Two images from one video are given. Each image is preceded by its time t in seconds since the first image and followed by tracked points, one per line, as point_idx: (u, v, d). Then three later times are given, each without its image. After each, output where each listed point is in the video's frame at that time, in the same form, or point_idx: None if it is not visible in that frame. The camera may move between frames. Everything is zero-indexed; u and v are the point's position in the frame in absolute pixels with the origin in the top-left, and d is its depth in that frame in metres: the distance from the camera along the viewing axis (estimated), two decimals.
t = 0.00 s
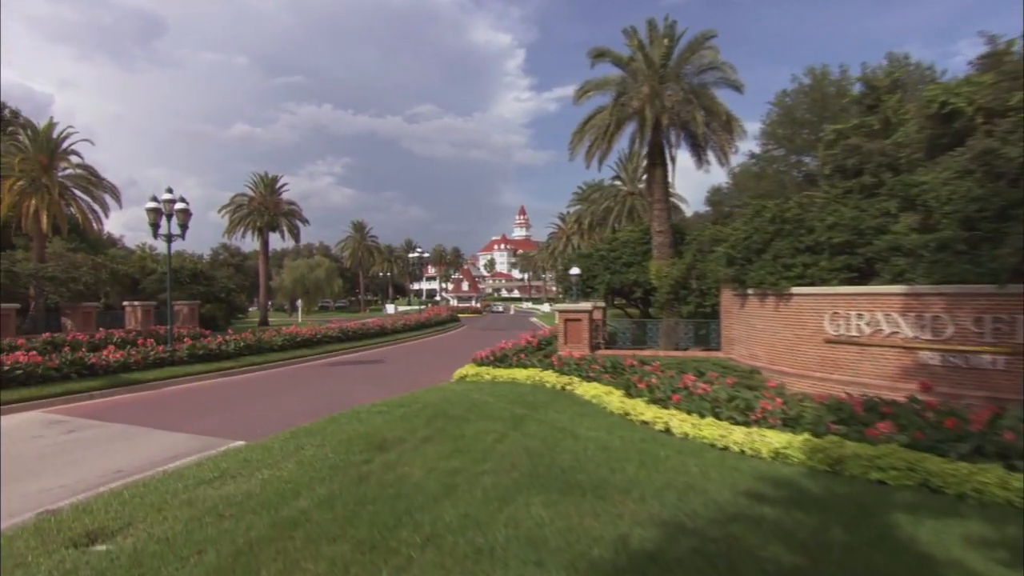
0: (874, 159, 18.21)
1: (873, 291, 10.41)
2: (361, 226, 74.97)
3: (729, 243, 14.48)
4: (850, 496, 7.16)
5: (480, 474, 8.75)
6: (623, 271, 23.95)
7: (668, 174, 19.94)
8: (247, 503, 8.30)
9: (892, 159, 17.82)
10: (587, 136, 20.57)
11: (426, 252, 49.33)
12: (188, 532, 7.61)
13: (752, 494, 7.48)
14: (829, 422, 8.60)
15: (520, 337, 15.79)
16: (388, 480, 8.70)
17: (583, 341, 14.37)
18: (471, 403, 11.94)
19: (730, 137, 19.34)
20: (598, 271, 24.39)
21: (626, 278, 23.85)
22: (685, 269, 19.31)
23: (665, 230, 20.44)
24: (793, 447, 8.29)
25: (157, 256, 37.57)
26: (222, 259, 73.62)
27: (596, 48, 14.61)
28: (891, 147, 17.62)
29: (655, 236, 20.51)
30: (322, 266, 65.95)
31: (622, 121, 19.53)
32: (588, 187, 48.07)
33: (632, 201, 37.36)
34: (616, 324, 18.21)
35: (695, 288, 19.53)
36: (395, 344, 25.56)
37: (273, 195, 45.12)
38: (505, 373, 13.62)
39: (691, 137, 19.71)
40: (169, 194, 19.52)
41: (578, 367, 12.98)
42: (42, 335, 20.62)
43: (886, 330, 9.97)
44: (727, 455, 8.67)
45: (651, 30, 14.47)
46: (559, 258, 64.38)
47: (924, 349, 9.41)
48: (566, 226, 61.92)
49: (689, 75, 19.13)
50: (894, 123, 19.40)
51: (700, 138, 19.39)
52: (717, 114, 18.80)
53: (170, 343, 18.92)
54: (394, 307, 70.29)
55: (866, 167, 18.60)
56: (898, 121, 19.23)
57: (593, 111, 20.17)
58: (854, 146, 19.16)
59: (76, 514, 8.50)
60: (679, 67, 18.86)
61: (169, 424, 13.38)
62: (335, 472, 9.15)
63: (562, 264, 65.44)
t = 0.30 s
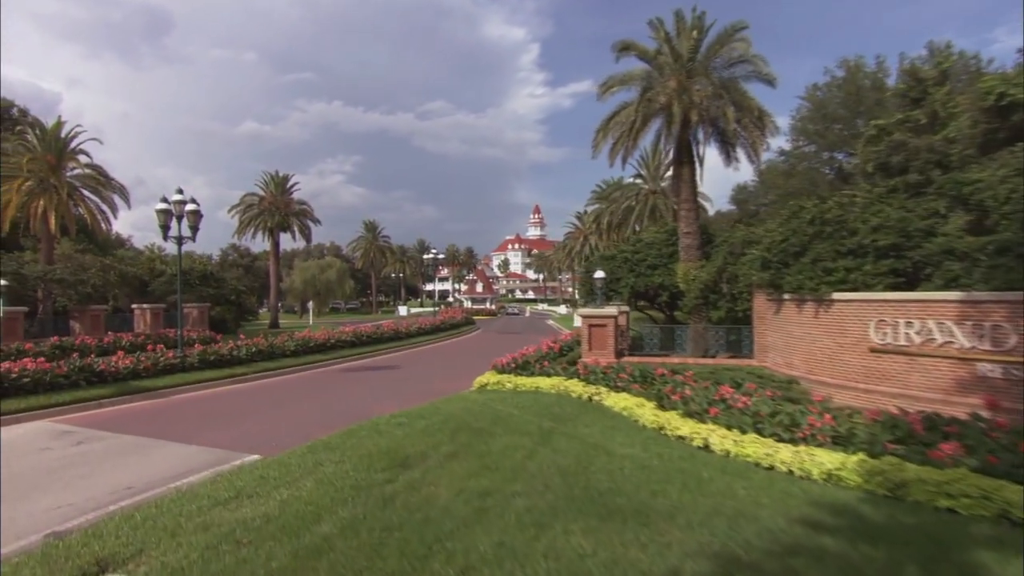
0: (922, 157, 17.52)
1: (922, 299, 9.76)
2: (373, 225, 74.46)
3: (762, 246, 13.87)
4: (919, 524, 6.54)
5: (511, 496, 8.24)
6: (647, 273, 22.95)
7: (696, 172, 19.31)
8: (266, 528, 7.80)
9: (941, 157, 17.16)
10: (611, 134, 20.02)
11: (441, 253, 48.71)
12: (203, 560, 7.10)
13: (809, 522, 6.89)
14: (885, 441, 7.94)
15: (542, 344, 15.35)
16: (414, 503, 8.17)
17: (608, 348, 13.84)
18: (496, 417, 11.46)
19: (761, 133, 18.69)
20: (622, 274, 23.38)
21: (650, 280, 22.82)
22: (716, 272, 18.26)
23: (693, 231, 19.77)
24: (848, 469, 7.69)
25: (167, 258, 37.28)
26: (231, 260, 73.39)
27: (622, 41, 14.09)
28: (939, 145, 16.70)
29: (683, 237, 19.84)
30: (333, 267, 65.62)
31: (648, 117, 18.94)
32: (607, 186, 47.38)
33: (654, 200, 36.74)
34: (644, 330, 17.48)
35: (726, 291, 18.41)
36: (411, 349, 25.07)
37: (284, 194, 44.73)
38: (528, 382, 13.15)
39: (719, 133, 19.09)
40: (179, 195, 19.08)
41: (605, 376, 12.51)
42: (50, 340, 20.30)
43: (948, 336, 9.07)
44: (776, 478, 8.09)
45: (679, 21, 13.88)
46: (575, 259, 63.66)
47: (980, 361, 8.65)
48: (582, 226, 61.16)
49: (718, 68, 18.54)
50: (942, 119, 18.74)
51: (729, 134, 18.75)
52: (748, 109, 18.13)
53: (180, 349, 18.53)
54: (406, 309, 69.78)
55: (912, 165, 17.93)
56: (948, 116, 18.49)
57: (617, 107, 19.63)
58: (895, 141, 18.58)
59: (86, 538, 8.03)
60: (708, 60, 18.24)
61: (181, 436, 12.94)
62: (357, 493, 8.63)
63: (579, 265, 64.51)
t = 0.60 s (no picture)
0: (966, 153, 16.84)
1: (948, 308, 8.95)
2: (380, 225, 73.80)
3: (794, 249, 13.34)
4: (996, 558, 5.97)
5: (542, 519, 7.72)
6: (668, 277, 21.99)
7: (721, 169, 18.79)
8: (281, 555, 7.25)
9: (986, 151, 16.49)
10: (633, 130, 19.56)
11: (451, 254, 48.08)
12: None
13: (870, 551, 6.35)
14: (943, 462, 7.07)
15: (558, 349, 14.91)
16: (437, 527, 7.64)
17: (629, 354, 13.39)
18: (518, 430, 10.97)
19: (790, 128, 18.10)
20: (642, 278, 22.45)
21: (672, 284, 21.87)
22: (743, 274, 17.42)
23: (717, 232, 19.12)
24: (904, 493, 7.12)
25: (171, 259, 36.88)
26: (235, 260, 72.98)
27: (642, 35, 13.60)
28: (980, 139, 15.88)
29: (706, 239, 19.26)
30: (340, 268, 65.20)
31: (671, 113, 18.41)
32: (623, 185, 46.72)
33: (672, 199, 36.11)
34: (670, 338, 16.67)
35: (753, 294, 17.50)
36: (422, 354, 24.57)
37: (290, 193, 44.23)
38: (548, 391, 12.70)
39: (745, 129, 18.54)
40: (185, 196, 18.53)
41: (630, 385, 12.04)
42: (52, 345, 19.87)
43: (987, 353, 6.68)
44: (825, 503, 7.54)
45: (703, 14, 13.37)
46: (587, 259, 62.93)
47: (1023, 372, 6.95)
48: (595, 225, 60.44)
49: (744, 62, 17.91)
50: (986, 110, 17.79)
51: (756, 130, 18.19)
52: (776, 103, 17.57)
53: (186, 355, 18.10)
54: (414, 310, 69.20)
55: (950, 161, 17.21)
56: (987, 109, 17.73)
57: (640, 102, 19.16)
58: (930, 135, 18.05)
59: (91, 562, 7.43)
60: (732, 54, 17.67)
61: (188, 448, 12.44)
62: (378, 516, 8.09)
63: (592, 265, 63.76)
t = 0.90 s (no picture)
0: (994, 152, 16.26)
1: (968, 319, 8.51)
2: (383, 222, 72.98)
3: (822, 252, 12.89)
4: None
5: (570, 543, 7.22)
6: (685, 279, 20.80)
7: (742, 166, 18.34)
8: None
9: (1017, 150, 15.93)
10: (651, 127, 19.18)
11: (456, 255, 47.47)
12: None
13: None
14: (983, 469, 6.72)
15: (571, 355, 14.48)
16: (459, 553, 7.10)
17: (647, 362, 12.94)
18: (537, 444, 10.52)
19: (814, 125, 17.56)
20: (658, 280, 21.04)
21: (689, 287, 20.64)
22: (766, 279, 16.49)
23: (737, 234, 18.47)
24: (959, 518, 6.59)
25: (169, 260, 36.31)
26: (234, 260, 72.27)
27: (660, 29, 13.17)
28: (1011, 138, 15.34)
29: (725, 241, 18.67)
30: (341, 268, 64.74)
31: (690, 109, 17.94)
32: (633, 184, 46.17)
33: (685, 199, 35.56)
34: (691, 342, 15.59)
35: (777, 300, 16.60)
36: (428, 359, 24.06)
37: (290, 192, 43.60)
38: (565, 401, 12.30)
39: (767, 127, 18.05)
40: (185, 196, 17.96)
41: (650, 396, 11.61)
42: (48, 350, 19.34)
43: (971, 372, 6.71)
44: (873, 526, 7.05)
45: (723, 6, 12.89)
46: (594, 259, 62.28)
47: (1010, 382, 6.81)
48: (603, 225, 59.76)
49: (766, 56, 17.35)
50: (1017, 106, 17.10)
51: (778, 127, 17.67)
52: (799, 99, 17.03)
53: (186, 361, 17.60)
54: (417, 312, 68.51)
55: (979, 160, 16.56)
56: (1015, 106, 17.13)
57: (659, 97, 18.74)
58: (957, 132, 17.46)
59: None
60: (754, 48, 17.15)
61: (189, 461, 11.90)
62: (396, 539, 7.52)
63: (600, 265, 63.01)
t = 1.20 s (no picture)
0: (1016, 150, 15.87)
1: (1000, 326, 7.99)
2: (382, 221, 72.14)
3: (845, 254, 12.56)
4: None
5: (597, 566, 6.77)
6: (697, 283, 19.59)
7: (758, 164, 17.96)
8: None
9: None
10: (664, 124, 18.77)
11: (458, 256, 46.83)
12: None
13: None
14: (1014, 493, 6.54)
15: (580, 360, 14.09)
16: None
17: (662, 369, 12.49)
18: (553, 456, 10.15)
19: (832, 122, 17.15)
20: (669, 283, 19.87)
21: (701, 290, 19.38)
22: (784, 280, 15.95)
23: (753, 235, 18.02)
24: (1013, 542, 6.17)
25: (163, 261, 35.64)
26: (228, 261, 71.42)
27: (673, 23, 12.79)
28: None
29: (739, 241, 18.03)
30: (338, 269, 64.13)
31: (704, 106, 17.53)
32: (639, 183, 45.68)
33: (695, 199, 35.08)
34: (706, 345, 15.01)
35: (797, 303, 16.02)
36: (431, 363, 23.52)
37: (287, 191, 42.93)
38: (577, 410, 11.93)
39: (784, 125, 17.69)
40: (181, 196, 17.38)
41: (668, 406, 11.24)
42: (37, 356, 18.75)
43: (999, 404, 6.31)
44: (918, 546, 6.66)
45: None
46: (599, 260, 61.69)
47: None
48: (608, 225, 59.14)
49: (783, 51, 16.99)
50: None
51: (796, 124, 17.37)
52: (817, 95, 16.68)
53: (182, 368, 17.08)
54: (416, 314, 67.73)
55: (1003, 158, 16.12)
56: None
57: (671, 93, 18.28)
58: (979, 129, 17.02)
59: None
60: (772, 43, 16.80)
61: (188, 473, 11.38)
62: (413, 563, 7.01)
63: (604, 265, 62.35)
